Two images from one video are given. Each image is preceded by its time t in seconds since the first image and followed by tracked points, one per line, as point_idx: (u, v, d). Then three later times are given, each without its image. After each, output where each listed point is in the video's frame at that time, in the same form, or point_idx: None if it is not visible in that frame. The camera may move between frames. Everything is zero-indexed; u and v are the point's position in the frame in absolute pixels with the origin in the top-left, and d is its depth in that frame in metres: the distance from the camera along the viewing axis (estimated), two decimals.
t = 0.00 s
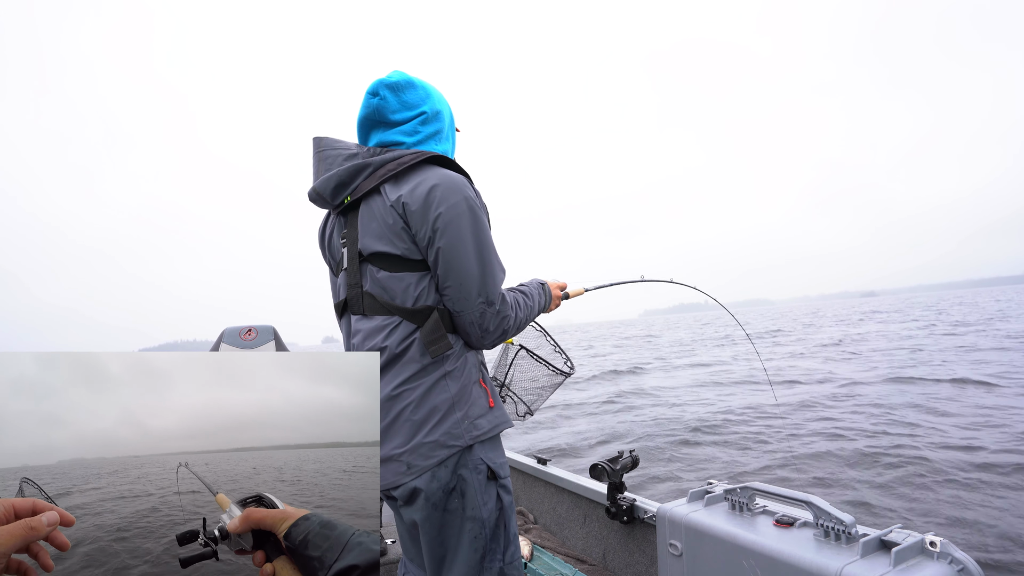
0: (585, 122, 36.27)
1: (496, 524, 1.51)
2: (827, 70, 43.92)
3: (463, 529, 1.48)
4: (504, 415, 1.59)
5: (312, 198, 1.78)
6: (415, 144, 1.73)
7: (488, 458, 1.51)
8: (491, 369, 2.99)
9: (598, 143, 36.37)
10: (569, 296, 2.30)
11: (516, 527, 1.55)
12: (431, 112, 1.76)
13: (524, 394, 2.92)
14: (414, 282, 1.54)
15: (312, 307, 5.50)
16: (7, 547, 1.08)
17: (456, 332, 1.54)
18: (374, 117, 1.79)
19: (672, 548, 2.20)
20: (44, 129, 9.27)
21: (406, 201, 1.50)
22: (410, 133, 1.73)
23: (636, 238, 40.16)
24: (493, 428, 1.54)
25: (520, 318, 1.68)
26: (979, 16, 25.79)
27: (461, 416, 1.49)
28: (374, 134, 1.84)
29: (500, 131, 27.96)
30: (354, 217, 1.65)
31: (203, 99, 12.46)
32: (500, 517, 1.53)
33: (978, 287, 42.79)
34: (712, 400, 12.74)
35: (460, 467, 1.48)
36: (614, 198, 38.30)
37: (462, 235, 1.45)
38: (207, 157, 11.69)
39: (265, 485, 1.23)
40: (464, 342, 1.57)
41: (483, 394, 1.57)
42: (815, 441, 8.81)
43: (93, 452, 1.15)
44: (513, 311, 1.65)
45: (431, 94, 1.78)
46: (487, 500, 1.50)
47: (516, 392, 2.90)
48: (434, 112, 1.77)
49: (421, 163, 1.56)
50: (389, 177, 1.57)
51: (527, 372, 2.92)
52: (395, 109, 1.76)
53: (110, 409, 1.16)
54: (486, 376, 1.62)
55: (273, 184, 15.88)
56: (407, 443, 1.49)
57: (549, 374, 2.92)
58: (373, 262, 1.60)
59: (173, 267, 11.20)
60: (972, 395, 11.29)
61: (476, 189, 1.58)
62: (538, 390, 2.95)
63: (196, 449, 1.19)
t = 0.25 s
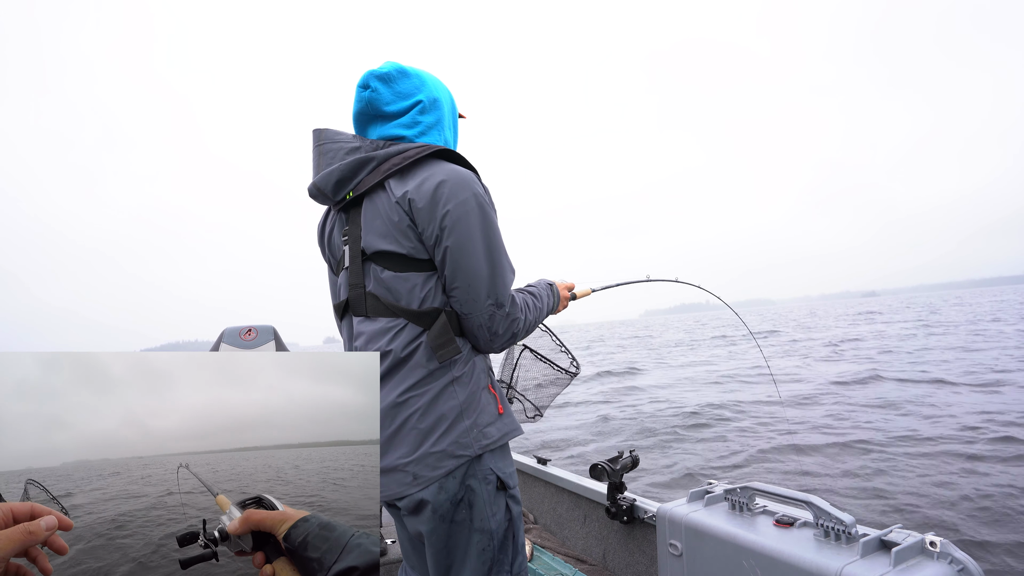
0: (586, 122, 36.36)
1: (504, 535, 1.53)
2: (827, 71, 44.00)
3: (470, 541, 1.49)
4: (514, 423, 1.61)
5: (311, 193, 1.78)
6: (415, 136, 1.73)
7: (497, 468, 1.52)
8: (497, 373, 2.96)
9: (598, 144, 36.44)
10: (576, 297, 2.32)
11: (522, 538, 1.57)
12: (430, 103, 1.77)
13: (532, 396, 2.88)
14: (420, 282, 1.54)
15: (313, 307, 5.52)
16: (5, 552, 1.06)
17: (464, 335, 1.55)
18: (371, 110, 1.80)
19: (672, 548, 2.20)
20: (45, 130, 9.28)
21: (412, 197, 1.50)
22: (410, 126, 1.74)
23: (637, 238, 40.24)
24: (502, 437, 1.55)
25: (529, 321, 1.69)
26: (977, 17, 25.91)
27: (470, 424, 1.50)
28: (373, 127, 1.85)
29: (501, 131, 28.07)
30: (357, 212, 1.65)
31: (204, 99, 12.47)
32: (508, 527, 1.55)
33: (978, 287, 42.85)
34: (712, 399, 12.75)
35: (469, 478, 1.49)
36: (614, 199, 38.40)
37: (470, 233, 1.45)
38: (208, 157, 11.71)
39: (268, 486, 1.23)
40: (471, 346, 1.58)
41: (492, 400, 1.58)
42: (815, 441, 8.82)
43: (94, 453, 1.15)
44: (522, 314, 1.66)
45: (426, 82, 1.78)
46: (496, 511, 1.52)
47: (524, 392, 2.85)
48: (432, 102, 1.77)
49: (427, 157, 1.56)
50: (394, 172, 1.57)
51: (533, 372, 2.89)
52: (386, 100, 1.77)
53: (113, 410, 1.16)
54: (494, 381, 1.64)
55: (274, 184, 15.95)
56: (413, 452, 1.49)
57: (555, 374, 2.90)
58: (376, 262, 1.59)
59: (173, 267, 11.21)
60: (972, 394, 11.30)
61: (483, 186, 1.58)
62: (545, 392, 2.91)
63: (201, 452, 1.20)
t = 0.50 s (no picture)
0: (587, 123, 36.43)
1: (510, 546, 1.53)
2: (826, 72, 44.08)
3: (476, 551, 1.49)
4: (523, 430, 1.62)
5: (309, 191, 1.77)
6: (416, 130, 1.73)
7: (505, 477, 1.53)
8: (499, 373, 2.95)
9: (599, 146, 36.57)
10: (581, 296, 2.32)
11: (529, 547, 1.57)
12: (431, 96, 1.76)
13: (534, 396, 2.87)
14: (424, 282, 1.54)
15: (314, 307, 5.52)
16: (8, 547, 1.08)
17: (470, 336, 1.55)
18: (370, 102, 1.80)
19: (672, 548, 2.20)
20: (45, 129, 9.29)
21: (415, 192, 1.50)
22: (411, 120, 1.73)
23: (639, 239, 40.26)
24: (511, 444, 1.55)
25: (538, 321, 1.69)
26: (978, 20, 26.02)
27: (477, 431, 1.50)
28: (371, 120, 1.84)
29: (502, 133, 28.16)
30: (357, 209, 1.65)
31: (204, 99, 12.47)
32: (515, 537, 1.54)
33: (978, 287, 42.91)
34: (712, 400, 12.76)
35: (475, 488, 1.49)
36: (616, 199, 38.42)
37: (476, 230, 1.45)
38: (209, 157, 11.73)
39: (269, 486, 1.23)
40: (477, 347, 1.59)
41: (500, 406, 1.59)
42: (815, 442, 8.83)
43: (96, 452, 1.15)
44: (531, 313, 1.66)
45: (426, 73, 1.78)
46: (502, 523, 1.52)
47: (526, 393, 2.85)
48: (433, 95, 1.77)
49: (428, 152, 1.56)
50: (395, 167, 1.57)
51: (534, 373, 2.89)
52: (386, 93, 1.77)
53: (117, 411, 1.16)
54: (503, 387, 1.65)
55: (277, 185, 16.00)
56: (418, 461, 1.48)
57: (557, 374, 2.90)
58: (378, 262, 1.59)
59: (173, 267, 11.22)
60: (971, 395, 11.32)
61: (487, 180, 1.58)
62: (547, 392, 2.91)
63: (201, 450, 1.20)
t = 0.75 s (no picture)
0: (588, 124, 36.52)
1: (512, 550, 1.53)
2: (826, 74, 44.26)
3: (478, 555, 1.50)
4: (526, 432, 1.62)
5: (306, 191, 1.77)
6: (411, 126, 1.71)
7: (508, 482, 1.53)
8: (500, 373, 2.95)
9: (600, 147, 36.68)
10: (581, 294, 2.32)
11: (530, 549, 1.57)
12: (425, 90, 1.74)
13: (535, 397, 2.89)
14: (424, 282, 1.53)
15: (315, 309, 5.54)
16: (13, 544, 1.10)
17: (471, 337, 1.55)
18: (363, 95, 1.79)
19: (672, 548, 2.20)
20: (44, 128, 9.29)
21: (413, 190, 1.50)
22: (406, 115, 1.72)
23: (640, 239, 40.32)
24: (514, 447, 1.56)
25: (540, 320, 1.69)
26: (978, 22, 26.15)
27: (480, 434, 1.50)
28: (364, 115, 1.84)
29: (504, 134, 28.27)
30: (355, 208, 1.65)
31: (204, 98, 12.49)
32: (517, 541, 1.54)
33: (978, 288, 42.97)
34: (712, 400, 12.79)
35: (478, 491, 1.49)
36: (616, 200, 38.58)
37: (477, 229, 1.45)
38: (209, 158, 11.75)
39: (266, 481, 1.23)
40: (479, 348, 1.59)
41: (504, 408, 1.58)
42: (815, 442, 8.84)
43: (98, 451, 1.16)
44: (532, 313, 1.66)
45: (421, 68, 1.76)
46: (505, 526, 1.52)
47: (528, 394, 2.86)
48: (427, 88, 1.75)
49: (425, 149, 1.56)
50: (391, 165, 1.57)
51: (536, 373, 2.88)
52: (377, 84, 1.77)
53: (117, 410, 1.17)
54: (506, 389, 1.65)
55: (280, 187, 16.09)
56: (420, 465, 1.48)
57: (558, 374, 2.90)
58: (377, 262, 1.59)
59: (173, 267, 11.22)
60: (971, 395, 11.34)
61: (486, 178, 1.58)
62: (549, 393, 2.92)
63: (200, 448, 1.20)
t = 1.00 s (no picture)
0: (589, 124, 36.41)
1: (510, 548, 1.52)
2: (827, 74, 44.11)
3: (476, 553, 1.49)
4: (524, 430, 1.62)
5: (304, 192, 1.77)
6: (409, 127, 1.71)
7: (506, 480, 1.53)
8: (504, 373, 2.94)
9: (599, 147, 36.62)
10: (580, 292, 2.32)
11: (529, 546, 1.57)
12: (422, 91, 1.73)
13: (538, 396, 2.90)
14: (422, 284, 1.53)
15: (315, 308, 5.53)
16: (26, 539, 1.10)
17: (469, 337, 1.55)
18: (361, 93, 1.79)
19: (672, 548, 2.20)
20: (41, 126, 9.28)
21: (410, 193, 1.50)
22: (403, 117, 1.71)
23: (640, 239, 40.25)
24: (511, 446, 1.55)
25: (537, 320, 1.69)
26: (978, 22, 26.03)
27: (479, 433, 1.50)
28: (362, 115, 1.83)
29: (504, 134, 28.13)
30: (353, 210, 1.65)
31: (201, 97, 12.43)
32: (515, 540, 1.54)
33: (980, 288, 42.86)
34: (712, 400, 12.77)
35: (476, 490, 1.49)
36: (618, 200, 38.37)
37: (474, 231, 1.45)
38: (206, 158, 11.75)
39: (269, 479, 1.23)
40: (477, 348, 1.58)
41: (501, 407, 1.59)
42: (815, 442, 8.82)
43: (102, 451, 1.16)
44: (530, 313, 1.66)
45: (421, 68, 1.76)
46: (502, 524, 1.51)
47: (532, 394, 2.88)
48: (425, 90, 1.74)
49: (423, 151, 1.56)
50: (389, 167, 1.57)
51: (539, 372, 2.88)
52: (376, 83, 1.77)
53: (120, 411, 1.16)
54: (503, 388, 1.64)
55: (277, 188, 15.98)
56: (419, 464, 1.48)
57: (562, 374, 2.89)
58: (375, 264, 1.59)
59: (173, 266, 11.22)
60: (972, 396, 11.32)
61: (485, 179, 1.57)
62: (552, 393, 2.92)
63: (204, 446, 1.20)
